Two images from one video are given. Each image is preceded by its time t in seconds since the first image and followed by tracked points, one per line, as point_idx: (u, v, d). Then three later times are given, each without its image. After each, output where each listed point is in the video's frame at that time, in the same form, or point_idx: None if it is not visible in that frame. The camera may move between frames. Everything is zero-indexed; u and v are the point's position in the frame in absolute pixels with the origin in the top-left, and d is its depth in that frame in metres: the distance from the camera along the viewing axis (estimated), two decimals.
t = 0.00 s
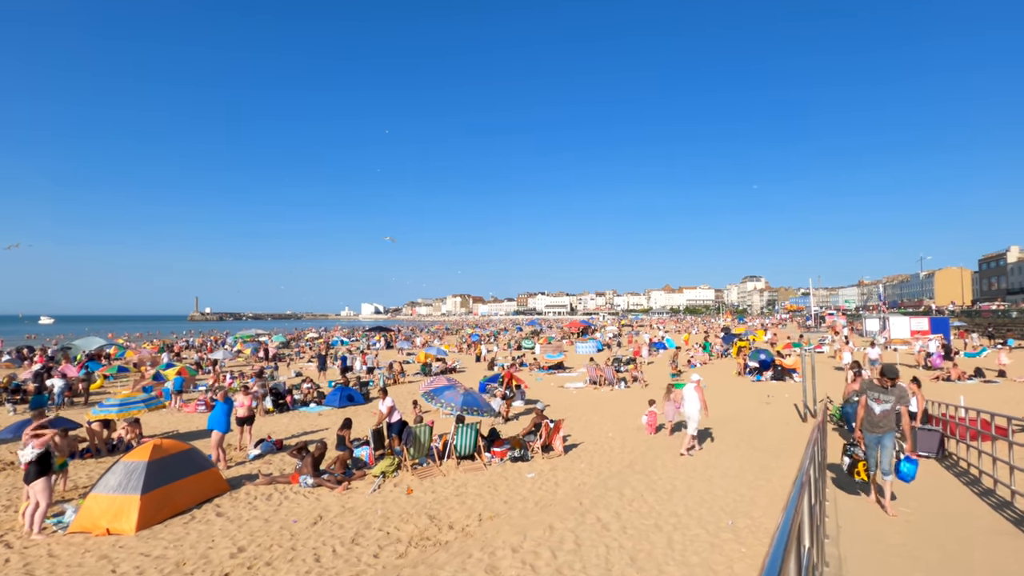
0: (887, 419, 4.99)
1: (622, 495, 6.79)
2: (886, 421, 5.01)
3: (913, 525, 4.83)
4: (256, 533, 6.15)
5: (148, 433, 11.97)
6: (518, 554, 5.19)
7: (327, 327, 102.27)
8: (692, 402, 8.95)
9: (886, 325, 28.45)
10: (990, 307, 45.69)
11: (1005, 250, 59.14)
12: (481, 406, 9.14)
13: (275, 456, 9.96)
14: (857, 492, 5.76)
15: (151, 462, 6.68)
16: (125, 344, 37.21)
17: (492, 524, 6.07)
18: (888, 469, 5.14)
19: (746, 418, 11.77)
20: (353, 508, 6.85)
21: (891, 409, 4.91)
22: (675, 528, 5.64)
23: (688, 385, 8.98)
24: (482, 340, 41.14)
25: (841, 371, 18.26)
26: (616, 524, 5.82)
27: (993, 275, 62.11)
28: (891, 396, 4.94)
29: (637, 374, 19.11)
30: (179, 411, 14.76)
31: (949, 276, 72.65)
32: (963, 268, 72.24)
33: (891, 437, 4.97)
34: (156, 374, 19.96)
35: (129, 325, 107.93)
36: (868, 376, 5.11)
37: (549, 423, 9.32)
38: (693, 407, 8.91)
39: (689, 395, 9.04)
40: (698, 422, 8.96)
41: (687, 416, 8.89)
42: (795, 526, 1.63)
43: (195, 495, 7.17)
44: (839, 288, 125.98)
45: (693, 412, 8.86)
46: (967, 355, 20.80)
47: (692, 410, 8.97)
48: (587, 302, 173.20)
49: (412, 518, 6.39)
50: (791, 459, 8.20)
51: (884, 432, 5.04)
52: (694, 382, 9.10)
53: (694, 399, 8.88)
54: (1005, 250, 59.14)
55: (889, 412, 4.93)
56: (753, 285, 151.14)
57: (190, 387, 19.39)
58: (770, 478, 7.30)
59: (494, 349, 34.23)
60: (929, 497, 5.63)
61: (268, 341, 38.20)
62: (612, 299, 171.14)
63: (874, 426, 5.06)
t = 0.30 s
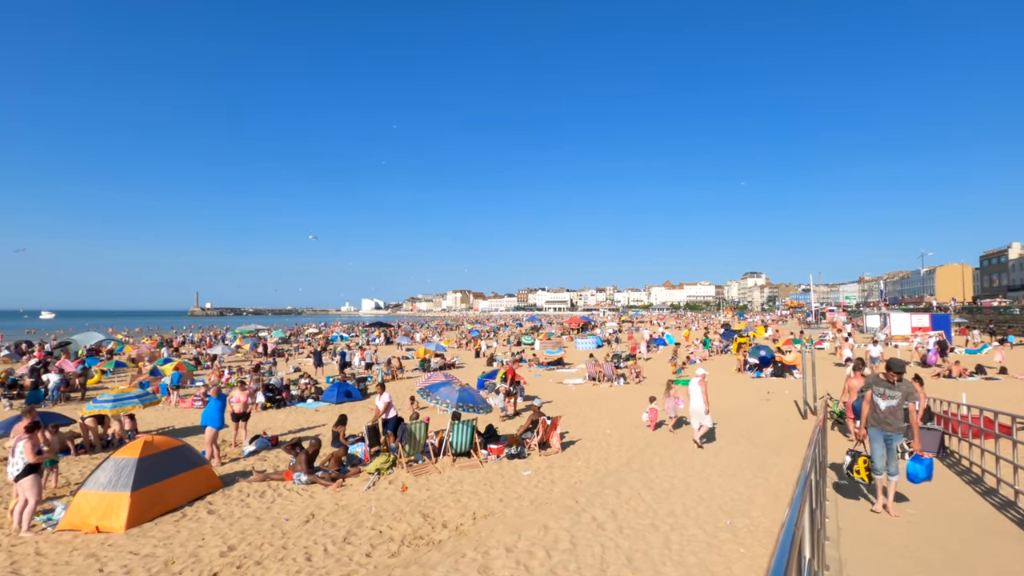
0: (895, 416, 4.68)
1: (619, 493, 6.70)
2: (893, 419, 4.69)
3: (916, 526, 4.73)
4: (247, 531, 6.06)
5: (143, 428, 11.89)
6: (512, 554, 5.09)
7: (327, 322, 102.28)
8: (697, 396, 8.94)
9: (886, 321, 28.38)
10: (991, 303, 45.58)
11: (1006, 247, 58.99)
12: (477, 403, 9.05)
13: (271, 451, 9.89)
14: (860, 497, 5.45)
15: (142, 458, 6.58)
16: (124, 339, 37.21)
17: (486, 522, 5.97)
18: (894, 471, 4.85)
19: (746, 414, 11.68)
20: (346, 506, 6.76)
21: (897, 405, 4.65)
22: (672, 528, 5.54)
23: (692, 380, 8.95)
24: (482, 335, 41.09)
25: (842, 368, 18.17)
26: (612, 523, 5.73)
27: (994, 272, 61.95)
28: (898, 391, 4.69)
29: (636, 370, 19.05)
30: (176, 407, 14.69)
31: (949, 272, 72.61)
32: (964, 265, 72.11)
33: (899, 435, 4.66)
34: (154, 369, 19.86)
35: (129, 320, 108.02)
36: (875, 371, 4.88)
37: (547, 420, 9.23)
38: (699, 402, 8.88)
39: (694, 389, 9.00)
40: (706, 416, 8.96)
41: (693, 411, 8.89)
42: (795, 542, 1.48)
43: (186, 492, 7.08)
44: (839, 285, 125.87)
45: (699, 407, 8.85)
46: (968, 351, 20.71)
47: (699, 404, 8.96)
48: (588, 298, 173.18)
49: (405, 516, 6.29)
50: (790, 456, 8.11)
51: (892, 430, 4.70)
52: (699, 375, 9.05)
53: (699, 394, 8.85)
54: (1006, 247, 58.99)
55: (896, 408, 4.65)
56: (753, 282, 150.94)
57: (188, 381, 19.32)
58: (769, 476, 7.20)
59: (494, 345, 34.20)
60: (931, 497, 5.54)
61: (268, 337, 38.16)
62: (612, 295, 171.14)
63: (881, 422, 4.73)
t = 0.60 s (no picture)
0: (895, 422, 4.49)
1: (614, 494, 6.59)
2: (894, 425, 4.50)
3: (915, 529, 4.63)
4: (235, 533, 5.96)
5: (136, 428, 11.79)
6: (503, 556, 5.00)
7: (327, 321, 102.12)
8: (701, 395, 8.85)
9: (886, 319, 28.24)
10: (991, 301, 45.46)
11: (1005, 244, 58.87)
12: (471, 401, 8.93)
13: (263, 451, 9.78)
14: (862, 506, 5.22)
15: (129, 460, 6.47)
16: (122, 338, 37.17)
17: (478, 524, 5.88)
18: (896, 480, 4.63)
19: (744, 413, 11.57)
20: (336, 506, 6.66)
21: (898, 410, 4.45)
22: (667, 530, 5.44)
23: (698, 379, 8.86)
24: (481, 334, 40.98)
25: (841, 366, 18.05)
26: (606, 525, 5.62)
27: (993, 269, 61.83)
28: (898, 396, 4.50)
29: (635, 369, 18.95)
30: (171, 407, 14.57)
31: (949, 270, 72.56)
32: (964, 262, 72.00)
33: (900, 443, 4.46)
34: (150, 367, 19.74)
35: (128, 318, 107.91)
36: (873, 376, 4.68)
37: (542, 419, 9.12)
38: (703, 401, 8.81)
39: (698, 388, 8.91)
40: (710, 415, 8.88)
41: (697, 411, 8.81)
42: (782, 543, 1.34)
43: (174, 494, 6.97)
44: (839, 282, 125.82)
45: (703, 407, 8.78)
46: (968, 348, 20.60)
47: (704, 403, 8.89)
48: (587, 296, 173.08)
49: (396, 517, 6.19)
50: (788, 455, 8.00)
51: (893, 438, 4.50)
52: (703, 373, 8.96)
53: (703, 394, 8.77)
54: (1006, 244, 58.86)
55: (898, 414, 4.45)
56: (753, 279, 150.75)
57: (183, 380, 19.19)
58: (766, 476, 7.10)
59: (492, 344, 34.10)
60: (930, 498, 5.43)
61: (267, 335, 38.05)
62: (612, 293, 171.04)
63: (880, 429, 4.54)
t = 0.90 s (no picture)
0: (902, 421, 4.35)
1: (613, 495, 6.48)
2: (901, 423, 4.35)
3: (922, 534, 4.50)
4: (229, 534, 5.90)
5: (136, 427, 11.75)
6: (499, 559, 4.90)
7: (331, 319, 102.37)
8: (714, 393, 8.74)
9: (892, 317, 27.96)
10: (999, 299, 45.00)
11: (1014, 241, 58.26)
12: (469, 401, 8.84)
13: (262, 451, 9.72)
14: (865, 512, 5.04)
15: (123, 459, 6.40)
16: (127, 337, 37.33)
17: (474, 526, 5.78)
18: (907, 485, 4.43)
19: (747, 412, 11.43)
20: (332, 507, 6.58)
21: (906, 407, 4.30)
22: (667, 533, 5.32)
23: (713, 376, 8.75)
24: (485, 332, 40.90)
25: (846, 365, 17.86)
26: (604, 527, 5.52)
27: (1002, 267, 61.24)
28: (905, 392, 4.34)
29: (638, 367, 18.82)
30: (172, 405, 14.54)
31: (957, 268, 71.99)
32: (971, 260, 71.36)
33: (908, 442, 4.31)
34: (152, 366, 19.76)
35: (134, 317, 108.41)
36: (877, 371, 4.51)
37: (542, 418, 9.00)
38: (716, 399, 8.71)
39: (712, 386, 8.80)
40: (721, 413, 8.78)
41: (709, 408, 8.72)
42: (777, 552, 1.21)
43: (169, 494, 6.90)
44: (844, 281, 125.02)
45: (716, 404, 8.68)
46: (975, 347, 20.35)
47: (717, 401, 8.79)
48: (591, 294, 172.80)
49: (392, 519, 6.10)
50: (791, 456, 7.87)
51: (899, 437, 4.35)
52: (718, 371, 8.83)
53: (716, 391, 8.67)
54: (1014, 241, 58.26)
55: (905, 411, 4.31)
56: (758, 277, 150.07)
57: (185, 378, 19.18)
58: (769, 477, 6.97)
59: (496, 342, 34.02)
60: (937, 501, 5.30)
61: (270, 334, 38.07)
62: (616, 291, 170.70)
63: (887, 429, 4.38)
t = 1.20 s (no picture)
0: (920, 432, 4.14)
1: (617, 496, 6.36)
2: (921, 434, 4.14)
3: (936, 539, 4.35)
4: (227, 533, 5.84)
5: (141, 423, 11.76)
6: (499, 561, 4.81)
7: (339, 317, 102.81)
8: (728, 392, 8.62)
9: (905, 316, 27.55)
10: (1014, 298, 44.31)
11: None
12: (471, 399, 8.73)
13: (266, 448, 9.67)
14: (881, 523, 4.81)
15: (123, 456, 6.35)
16: (137, 333, 37.64)
17: (475, 526, 5.68)
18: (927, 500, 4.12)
19: (756, 412, 11.24)
20: (333, 506, 6.51)
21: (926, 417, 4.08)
22: (671, 535, 5.20)
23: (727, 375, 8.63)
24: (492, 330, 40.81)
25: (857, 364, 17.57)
26: (607, 529, 5.40)
27: (1016, 266, 60.28)
28: (927, 400, 4.09)
29: (645, 366, 18.66)
30: (178, 402, 14.55)
31: (970, 267, 71.01)
32: (985, 258, 70.34)
33: (927, 455, 4.10)
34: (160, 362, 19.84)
35: (145, 314, 109.38)
36: (898, 378, 4.29)
37: (546, 417, 8.89)
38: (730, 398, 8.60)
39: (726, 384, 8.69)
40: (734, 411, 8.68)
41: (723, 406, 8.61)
42: (786, 563, 1.12)
43: (168, 492, 6.85)
44: (855, 279, 123.71)
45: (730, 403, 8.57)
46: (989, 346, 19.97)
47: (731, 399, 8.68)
48: (599, 293, 172.29)
49: (392, 518, 6.02)
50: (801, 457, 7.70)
51: (917, 448, 4.15)
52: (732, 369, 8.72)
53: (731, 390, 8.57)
54: None
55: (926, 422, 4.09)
56: (768, 276, 148.92)
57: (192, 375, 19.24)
58: (777, 478, 6.82)
59: (503, 340, 33.87)
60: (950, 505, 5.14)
61: (278, 331, 38.18)
62: (624, 290, 170.08)
63: (903, 440, 4.19)
